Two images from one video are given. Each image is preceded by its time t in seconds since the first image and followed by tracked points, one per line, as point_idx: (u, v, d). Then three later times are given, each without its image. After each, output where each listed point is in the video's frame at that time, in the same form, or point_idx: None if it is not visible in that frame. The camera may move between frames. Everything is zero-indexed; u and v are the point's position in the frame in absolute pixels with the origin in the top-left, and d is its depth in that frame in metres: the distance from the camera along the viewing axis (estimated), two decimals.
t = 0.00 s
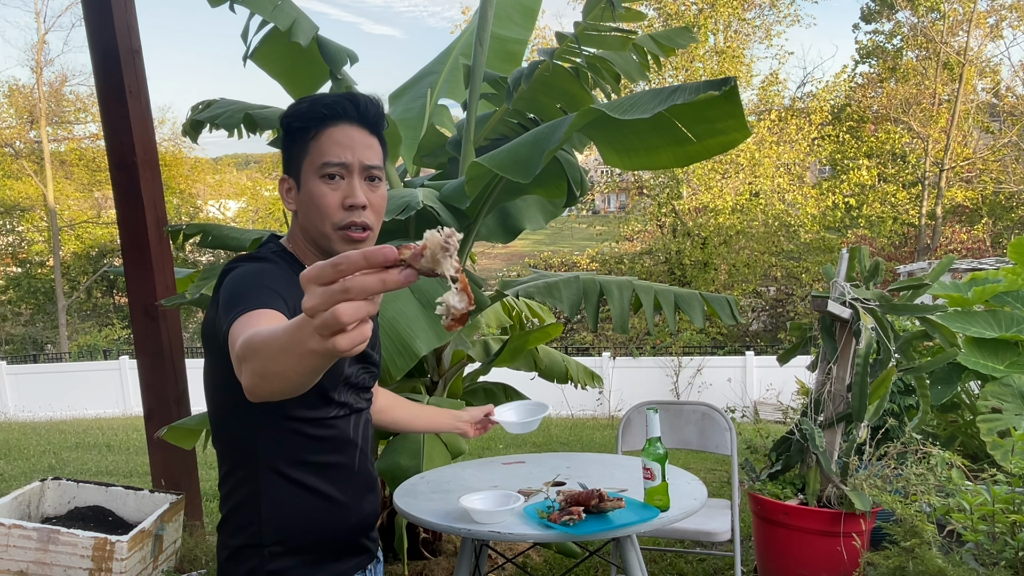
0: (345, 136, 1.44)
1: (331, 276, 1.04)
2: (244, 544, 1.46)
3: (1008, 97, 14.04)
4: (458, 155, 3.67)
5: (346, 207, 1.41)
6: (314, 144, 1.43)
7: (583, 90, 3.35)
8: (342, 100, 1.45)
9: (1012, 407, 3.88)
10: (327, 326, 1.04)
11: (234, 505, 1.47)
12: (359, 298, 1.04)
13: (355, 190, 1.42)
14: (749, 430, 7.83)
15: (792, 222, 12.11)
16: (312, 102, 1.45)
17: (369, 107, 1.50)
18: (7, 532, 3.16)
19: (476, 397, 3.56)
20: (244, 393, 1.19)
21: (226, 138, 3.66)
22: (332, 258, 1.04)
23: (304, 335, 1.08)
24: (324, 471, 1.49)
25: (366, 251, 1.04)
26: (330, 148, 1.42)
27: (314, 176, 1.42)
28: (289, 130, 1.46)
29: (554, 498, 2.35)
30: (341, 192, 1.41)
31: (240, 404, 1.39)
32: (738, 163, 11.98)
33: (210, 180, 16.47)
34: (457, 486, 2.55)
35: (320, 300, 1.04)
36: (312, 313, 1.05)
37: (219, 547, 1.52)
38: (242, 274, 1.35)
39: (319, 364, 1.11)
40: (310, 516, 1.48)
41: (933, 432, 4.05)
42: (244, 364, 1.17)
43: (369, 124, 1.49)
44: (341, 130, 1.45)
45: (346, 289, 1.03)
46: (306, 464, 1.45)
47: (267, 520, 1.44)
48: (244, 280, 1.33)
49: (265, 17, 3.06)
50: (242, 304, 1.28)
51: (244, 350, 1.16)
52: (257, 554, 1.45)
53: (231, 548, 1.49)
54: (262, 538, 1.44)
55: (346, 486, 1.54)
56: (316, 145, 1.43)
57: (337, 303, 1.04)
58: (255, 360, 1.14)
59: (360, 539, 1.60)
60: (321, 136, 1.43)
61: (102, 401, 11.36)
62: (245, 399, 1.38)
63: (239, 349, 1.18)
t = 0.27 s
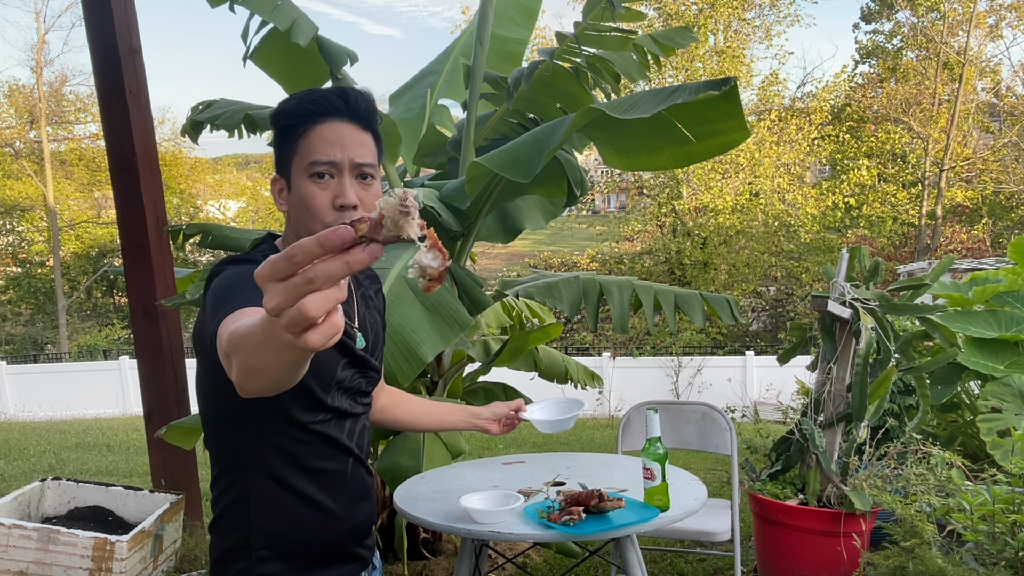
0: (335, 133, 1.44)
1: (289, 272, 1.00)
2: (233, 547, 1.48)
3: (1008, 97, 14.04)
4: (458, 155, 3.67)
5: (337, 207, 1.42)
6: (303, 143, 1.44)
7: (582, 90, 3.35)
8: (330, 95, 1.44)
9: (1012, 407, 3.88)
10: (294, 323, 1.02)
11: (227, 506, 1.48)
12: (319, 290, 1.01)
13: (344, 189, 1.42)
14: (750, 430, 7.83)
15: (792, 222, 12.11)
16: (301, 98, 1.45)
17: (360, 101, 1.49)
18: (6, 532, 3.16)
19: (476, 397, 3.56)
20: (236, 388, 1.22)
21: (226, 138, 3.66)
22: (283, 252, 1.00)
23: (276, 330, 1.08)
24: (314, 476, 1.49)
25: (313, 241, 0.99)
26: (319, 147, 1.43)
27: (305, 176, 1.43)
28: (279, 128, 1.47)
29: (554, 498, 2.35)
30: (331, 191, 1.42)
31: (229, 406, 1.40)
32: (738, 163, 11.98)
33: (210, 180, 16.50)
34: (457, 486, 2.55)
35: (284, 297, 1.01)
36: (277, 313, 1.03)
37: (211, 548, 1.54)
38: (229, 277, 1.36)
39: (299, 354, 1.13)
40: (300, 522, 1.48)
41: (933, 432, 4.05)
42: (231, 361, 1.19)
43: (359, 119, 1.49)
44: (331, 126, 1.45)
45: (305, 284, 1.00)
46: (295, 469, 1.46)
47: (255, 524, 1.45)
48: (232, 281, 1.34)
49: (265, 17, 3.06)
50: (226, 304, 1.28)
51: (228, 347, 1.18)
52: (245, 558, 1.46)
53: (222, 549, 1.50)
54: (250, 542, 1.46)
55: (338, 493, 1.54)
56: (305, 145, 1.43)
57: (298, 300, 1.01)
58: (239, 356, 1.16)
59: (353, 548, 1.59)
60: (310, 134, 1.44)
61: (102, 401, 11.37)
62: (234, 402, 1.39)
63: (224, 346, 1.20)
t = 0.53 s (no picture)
0: (332, 134, 1.44)
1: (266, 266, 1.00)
2: (223, 546, 1.49)
3: (1008, 97, 14.04)
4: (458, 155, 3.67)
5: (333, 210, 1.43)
6: (301, 144, 1.44)
7: (582, 89, 3.35)
8: (328, 95, 1.44)
9: (1012, 407, 3.88)
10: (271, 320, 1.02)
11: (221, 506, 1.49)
12: (295, 285, 1.01)
13: (340, 192, 1.43)
14: (749, 430, 7.84)
15: (792, 222, 12.11)
16: (299, 99, 1.45)
17: (359, 100, 1.49)
18: (7, 532, 3.17)
19: (476, 397, 3.56)
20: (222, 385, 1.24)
21: (226, 138, 3.66)
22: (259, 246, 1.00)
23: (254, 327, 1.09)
24: (305, 481, 1.49)
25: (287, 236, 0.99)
26: (316, 149, 1.43)
27: (301, 178, 1.44)
28: (278, 128, 1.48)
29: (554, 498, 2.35)
30: (328, 195, 1.43)
31: (219, 407, 1.41)
32: (738, 163, 11.97)
33: (209, 180, 16.49)
34: (457, 486, 2.55)
35: (261, 290, 1.01)
36: (253, 309, 1.03)
37: (204, 546, 1.55)
38: (220, 277, 1.38)
39: (278, 352, 1.14)
40: (288, 527, 1.48)
41: (933, 432, 4.05)
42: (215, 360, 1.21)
43: (358, 119, 1.48)
44: (329, 127, 1.45)
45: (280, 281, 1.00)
46: (285, 473, 1.46)
47: (243, 525, 1.46)
48: (222, 280, 1.35)
49: (265, 17, 3.07)
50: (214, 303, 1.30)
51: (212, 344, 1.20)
52: (234, 558, 1.47)
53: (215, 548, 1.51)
54: (238, 543, 1.47)
55: (329, 500, 1.54)
56: (303, 146, 1.44)
57: (272, 296, 1.01)
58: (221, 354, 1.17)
59: (344, 555, 1.59)
60: (308, 136, 1.44)
61: (103, 401, 11.37)
62: (224, 404, 1.41)
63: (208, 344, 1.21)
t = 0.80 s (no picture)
0: (332, 133, 1.43)
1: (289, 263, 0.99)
2: (218, 544, 1.49)
3: (1008, 97, 14.04)
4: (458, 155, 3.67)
5: (332, 209, 1.41)
6: (301, 144, 1.44)
7: (581, 89, 3.34)
8: (329, 95, 1.44)
9: (1012, 407, 3.88)
10: (291, 320, 1.01)
11: (219, 505, 1.49)
12: (321, 285, 1.00)
13: (340, 191, 1.41)
14: (749, 430, 7.84)
15: (792, 222, 12.11)
16: (300, 99, 1.45)
17: (359, 100, 1.49)
18: (6, 532, 3.17)
19: (477, 397, 3.55)
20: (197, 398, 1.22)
21: (226, 138, 3.66)
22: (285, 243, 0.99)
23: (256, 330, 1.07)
24: (302, 481, 1.49)
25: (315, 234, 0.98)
26: (316, 147, 1.42)
27: (301, 178, 1.43)
28: (279, 128, 1.48)
29: (554, 498, 2.35)
30: (327, 193, 1.41)
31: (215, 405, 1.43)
32: (738, 163, 11.98)
33: (210, 180, 16.49)
34: (456, 486, 2.55)
35: (284, 291, 1.00)
36: (269, 309, 1.01)
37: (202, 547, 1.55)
38: (216, 278, 1.37)
39: (270, 359, 1.12)
40: (283, 526, 1.48)
41: (933, 432, 4.05)
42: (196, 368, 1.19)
43: (358, 118, 1.48)
44: (329, 126, 1.44)
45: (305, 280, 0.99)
46: (281, 472, 1.47)
47: (238, 523, 1.46)
48: (213, 285, 1.35)
49: (264, 17, 3.07)
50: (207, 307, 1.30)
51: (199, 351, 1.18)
52: (228, 556, 1.48)
53: (212, 547, 1.51)
54: (233, 541, 1.48)
55: (326, 500, 1.54)
56: (303, 145, 1.43)
57: (300, 294, 1.00)
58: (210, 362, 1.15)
59: (339, 555, 1.59)
60: (308, 135, 1.44)
61: (103, 401, 11.38)
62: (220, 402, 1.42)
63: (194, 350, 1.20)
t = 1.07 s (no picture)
0: (351, 141, 1.44)
1: (383, 282, 1.13)
2: (216, 542, 1.50)
3: (1009, 97, 14.04)
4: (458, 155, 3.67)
5: (345, 217, 1.41)
6: (319, 146, 1.43)
7: (581, 89, 3.35)
8: (354, 104, 1.45)
9: (1012, 407, 3.88)
10: (369, 328, 1.11)
11: (216, 507, 1.50)
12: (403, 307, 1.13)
13: (354, 200, 1.41)
14: (749, 430, 7.84)
15: (792, 222, 12.11)
16: (320, 102, 1.45)
17: (382, 111, 1.50)
18: (6, 532, 3.17)
19: (476, 397, 3.56)
20: (161, 431, 1.17)
21: (226, 138, 3.65)
22: (381, 267, 1.14)
23: (287, 344, 1.13)
24: (297, 480, 1.50)
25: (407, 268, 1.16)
26: (334, 154, 1.42)
27: (315, 181, 1.42)
28: (292, 126, 1.46)
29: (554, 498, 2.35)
30: (341, 200, 1.41)
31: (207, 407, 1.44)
32: (738, 163, 11.98)
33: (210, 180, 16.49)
34: (456, 486, 2.55)
35: (368, 301, 1.11)
36: (344, 316, 1.10)
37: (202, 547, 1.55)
38: (200, 289, 1.37)
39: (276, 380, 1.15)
40: (280, 525, 1.49)
41: (933, 432, 4.05)
42: (171, 398, 1.16)
43: (377, 130, 1.50)
44: (348, 133, 1.45)
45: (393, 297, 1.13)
46: (276, 472, 1.47)
47: (236, 522, 1.47)
48: (200, 295, 1.36)
49: (265, 17, 3.06)
50: (184, 327, 1.29)
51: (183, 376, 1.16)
52: (225, 555, 1.49)
53: (211, 545, 1.53)
54: (232, 540, 1.48)
55: (324, 498, 1.55)
56: (322, 149, 1.43)
57: (383, 307, 1.11)
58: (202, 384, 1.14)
59: (337, 553, 1.60)
60: (328, 140, 1.44)
61: (103, 400, 11.39)
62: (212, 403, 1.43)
63: (175, 376, 1.17)
